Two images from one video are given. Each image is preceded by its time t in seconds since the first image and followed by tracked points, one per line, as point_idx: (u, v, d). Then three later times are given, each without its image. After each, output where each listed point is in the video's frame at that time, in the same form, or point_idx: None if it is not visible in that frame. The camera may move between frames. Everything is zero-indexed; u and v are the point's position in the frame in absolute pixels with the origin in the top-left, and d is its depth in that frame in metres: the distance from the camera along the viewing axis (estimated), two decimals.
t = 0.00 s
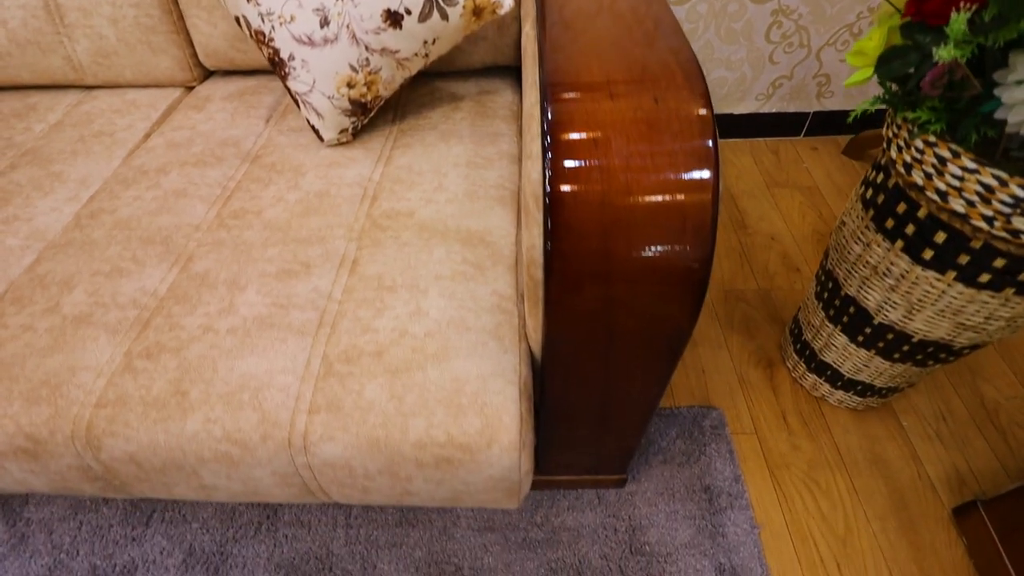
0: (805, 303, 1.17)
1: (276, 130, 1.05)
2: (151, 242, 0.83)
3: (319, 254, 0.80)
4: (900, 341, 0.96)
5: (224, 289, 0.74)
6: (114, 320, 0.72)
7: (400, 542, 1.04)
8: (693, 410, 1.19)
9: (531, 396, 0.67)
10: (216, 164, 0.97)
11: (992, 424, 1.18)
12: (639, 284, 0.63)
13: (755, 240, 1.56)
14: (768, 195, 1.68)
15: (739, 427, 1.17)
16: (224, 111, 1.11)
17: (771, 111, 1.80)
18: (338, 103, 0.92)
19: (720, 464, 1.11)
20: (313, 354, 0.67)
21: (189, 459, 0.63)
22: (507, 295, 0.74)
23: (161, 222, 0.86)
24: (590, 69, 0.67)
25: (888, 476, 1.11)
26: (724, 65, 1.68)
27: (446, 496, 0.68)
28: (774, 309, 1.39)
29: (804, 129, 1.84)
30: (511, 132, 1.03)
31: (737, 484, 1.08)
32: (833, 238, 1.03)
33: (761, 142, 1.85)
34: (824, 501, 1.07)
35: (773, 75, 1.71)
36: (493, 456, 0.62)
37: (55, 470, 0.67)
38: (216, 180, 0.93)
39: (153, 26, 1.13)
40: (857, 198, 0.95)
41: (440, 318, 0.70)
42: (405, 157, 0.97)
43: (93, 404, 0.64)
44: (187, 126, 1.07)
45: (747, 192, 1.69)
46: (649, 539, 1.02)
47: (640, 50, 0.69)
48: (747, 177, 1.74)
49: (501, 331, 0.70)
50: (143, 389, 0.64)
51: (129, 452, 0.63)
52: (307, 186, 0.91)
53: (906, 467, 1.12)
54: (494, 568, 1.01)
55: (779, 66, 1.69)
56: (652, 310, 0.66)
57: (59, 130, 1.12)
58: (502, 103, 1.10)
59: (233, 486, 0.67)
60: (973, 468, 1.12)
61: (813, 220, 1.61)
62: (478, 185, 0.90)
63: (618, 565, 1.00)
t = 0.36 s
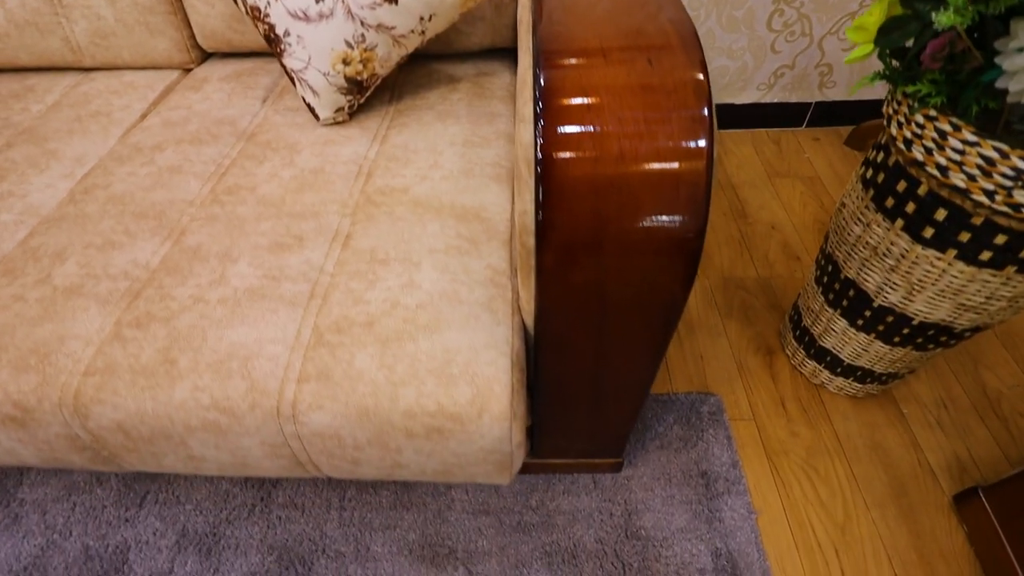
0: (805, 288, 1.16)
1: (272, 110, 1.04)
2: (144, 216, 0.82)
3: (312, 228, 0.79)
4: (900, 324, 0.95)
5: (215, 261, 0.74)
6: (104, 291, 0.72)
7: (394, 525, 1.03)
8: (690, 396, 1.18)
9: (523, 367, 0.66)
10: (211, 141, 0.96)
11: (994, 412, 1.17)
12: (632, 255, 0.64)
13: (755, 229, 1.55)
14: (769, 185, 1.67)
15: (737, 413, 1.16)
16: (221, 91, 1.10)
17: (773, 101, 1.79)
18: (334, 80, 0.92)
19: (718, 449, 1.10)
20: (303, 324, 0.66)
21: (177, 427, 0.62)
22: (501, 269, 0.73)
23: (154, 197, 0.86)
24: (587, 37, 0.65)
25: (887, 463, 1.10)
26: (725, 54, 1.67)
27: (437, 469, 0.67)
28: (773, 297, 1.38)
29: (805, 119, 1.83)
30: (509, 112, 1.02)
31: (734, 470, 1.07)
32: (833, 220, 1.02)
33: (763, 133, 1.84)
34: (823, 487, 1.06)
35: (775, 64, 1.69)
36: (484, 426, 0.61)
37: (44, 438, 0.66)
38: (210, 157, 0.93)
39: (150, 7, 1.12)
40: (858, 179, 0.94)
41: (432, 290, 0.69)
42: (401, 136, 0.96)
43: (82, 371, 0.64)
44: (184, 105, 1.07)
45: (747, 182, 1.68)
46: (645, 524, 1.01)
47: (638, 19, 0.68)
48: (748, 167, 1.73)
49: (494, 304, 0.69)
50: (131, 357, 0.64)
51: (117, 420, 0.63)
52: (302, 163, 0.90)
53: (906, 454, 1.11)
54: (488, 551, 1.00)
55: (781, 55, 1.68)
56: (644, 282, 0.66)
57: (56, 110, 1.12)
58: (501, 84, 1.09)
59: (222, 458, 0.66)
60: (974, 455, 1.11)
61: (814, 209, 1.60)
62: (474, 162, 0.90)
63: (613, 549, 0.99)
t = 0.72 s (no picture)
0: (802, 275, 1.15)
1: (267, 91, 1.03)
2: (135, 191, 0.82)
3: (304, 203, 0.78)
4: (898, 308, 0.94)
5: (205, 234, 0.73)
6: (92, 263, 0.71)
7: (386, 509, 1.02)
8: (686, 383, 1.17)
9: (514, 340, 0.65)
10: (205, 120, 0.96)
11: (993, 401, 1.15)
12: (621, 228, 0.63)
13: (754, 219, 1.54)
14: (769, 176, 1.66)
15: (734, 400, 1.15)
16: (217, 73, 1.10)
17: (773, 93, 1.78)
18: (329, 59, 0.91)
19: (713, 436, 1.09)
20: (292, 295, 0.65)
21: (162, 397, 0.62)
22: (493, 244, 0.73)
23: (146, 173, 0.85)
24: (580, 5, 0.64)
25: (885, 451, 1.08)
26: (725, 44, 1.66)
27: (425, 443, 0.66)
28: (772, 287, 1.37)
29: (806, 112, 1.82)
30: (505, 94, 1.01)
31: (731, 456, 1.06)
32: (831, 204, 1.01)
33: (763, 125, 1.83)
34: (820, 474, 1.05)
35: (775, 55, 1.69)
36: (472, 397, 0.60)
37: (29, 408, 0.66)
38: (204, 135, 0.92)
39: None
40: (857, 161, 0.93)
41: (423, 263, 0.68)
42: (396, 115, 0.95)
43: (67, 340, 0.63)
44: (179, 86, 1.07)
45: (747, 173, 1.67)
46: (639, 509, 1.00)
47: None
48: (747, 158, 1.72)
49: (485, 277, 0.68)
50: (117, 326, 0.63)
51: (102, 389, 0.62)
52: (295, 141, 0.89)
53: (904, 442, 1.10)
54: (481, 536, 0.99)
55: (781, 47, 1.67)
56: (635, 254, 0.65)
57: (51, 91, 1.12)
58: (498, 67, 1.08)
59: (208, 430, 0.65)
60: (973, 444, 1.10)
61: (814, 200, 1.59)
62: (468, 141, 0.89)
63: (607, 535, 0.98)
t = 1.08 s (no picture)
0: (805, 261, 1.13)
1: (261, 68, 1.02)
2: (124, 163, 0.80)
3: (294, 175, 0.77)
4: (903, 292, 0.92)
5: (192, 205, 0.71)
6: (76, 232, 0.69)
7: (379, 494, 1.01)
8: (686, 369, 1.15)
9: (506, 312, 0.63)
10: (197, 95, 0.94)
11: (998, 389, 1.13)
12: (616, 197, 0.61)
13: (756, 208, 1.51)
14: (771, 165, 1.64)
15: (734, 387, 1.13)
16: (210, 51, 1.08)
17: (776, 83, 1.76)
18: (322, 33, 0.90)
19: (713, 423, 1.07)
20: (278, 265, 0.64)
21: (144, 367, 0.60)
22: (487, 216, 0.71)
23: (136, 146, 0.84)
24: None
25: (888, 439, 1.06)
26: (728, 32, 1.64)
27: (415, 418, 0.64)
28: (773, 275, 1.35)
29: (809, 102, 1.80)
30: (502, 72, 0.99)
31: (730, 443, 1.04)
32: (835, 186, 0.99)
33: (766, 115, 1.81)
34: (822, 462, 1.03)
35: (779, 43, 1.66)
36: (462, 367, 0.59)
37: (9, 379, 0.64)
38: (195, 110, 0.91)
39: None
40: (861, 140, 0.91)
41: (414, 234, 0.67)
42: (391, 92, 0.93)
43: (48, 308, 0.62)
44: (172, 63, 1.05)
45: (749, 162, 1.65)
46: (636, 496, 0.98)
47: None
48: (750, 148, 1.70)
49: (478, 249, 0.67)
50: (99, 294, 0.62)
51: (83, 358, 0.61)
52: (287, 116, 0.88)
53: (908, 431, 1.08)
54: (474, 521, 0.97)
55: (785, 35, 1.65)
56: (632, 225, 0.64)
57: (44, 69, 1.10)
58: (495, 46, 1.06)
59: (192, 402, 0.64)
60: (977, 432, 1.07)
61: (817, 189, 1.57)
62: (464, 117, 0.87)
63: (603, 521, 0.96)
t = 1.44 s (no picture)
0: (811, 243, 1.09)
1: (252, 40, 0.99)
2: (107, 130, 0.78)
3: (281, 141, 0.74)
4: (913, 271, 0.89)
5: (175, 169, 0.69)
6: (53, 196, 0.67)
7: (371, 478, 0.97)
8: (687, 354, 1.12)
9: (500, 279, 0.60)
10: (185, 65, 0.91)
11: (1009, 376, 1.10)
12: (616, 158, 0.58)
13: (760, 194, 1.48)
14: (776, 152, 1.61)
15: (737, 373, 1.10)
16: (201, 24, 1.05)
17: (781, 69, 1.73)
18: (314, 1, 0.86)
19: (715, 408, 1.04)
20: (262, 228, 0.61)
21: (119, 333, 0.57)
22: (482, 183, 0.68)
23: (120, 113, 0.81)
24: None
25: (896, 427, 1.03)
26: (732, 16, 1.61)
27: (404, 389, 0.62)
28: (778, 260, 1.32)
29: (814, 89, 1.77)
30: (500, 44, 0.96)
31: (733, 429, 1.01)
32: (842, 164, 0.96)
33: (770, 102, 1.78)
34: (827, 449, 1.00)
35: (784, 28, 1.63)
36: (453, 334, 0.56)
37: None
38: (182, 79, 0.88)
39: None
40: (871, 113, 0.88)
41: (404, 198, 0.64)
42: (385, 62, 0.90)
43: (19, 271, 0.59)
44: (161, 35, 1.02)
45: (753, 149, 1.62)
46: (636, 482, 0.95)
47: None
48: (754, 135, 1.67)
49: (471, 215, 0.64)
50: (73, 257, 0.59)
51: (55, 322, 0.58)
52: (276, 85, 0.85)
53: (916, 417, 1.04)
54: (469, 506, 0.94)
55: (790, 19, 1.62)
56: (632, 189, 0.61)
57: (31, 42, 1.08)
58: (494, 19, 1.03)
59: (170, 372, 0.61)
60: (988, 420, 1.04)
61: (822, 176, 1.54)
62: (459, 86, 0.84)
63: (602, 508, 0.93)
